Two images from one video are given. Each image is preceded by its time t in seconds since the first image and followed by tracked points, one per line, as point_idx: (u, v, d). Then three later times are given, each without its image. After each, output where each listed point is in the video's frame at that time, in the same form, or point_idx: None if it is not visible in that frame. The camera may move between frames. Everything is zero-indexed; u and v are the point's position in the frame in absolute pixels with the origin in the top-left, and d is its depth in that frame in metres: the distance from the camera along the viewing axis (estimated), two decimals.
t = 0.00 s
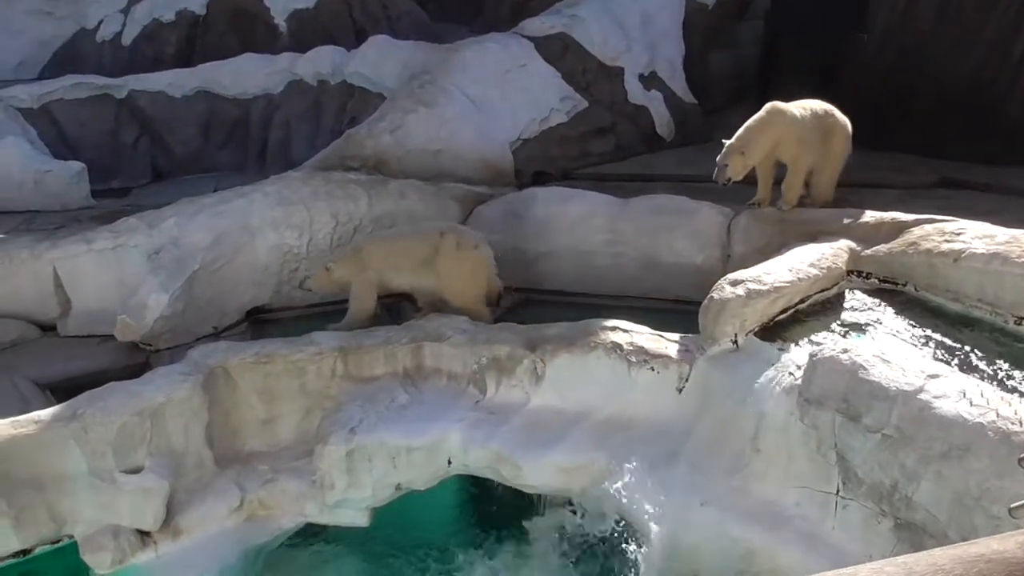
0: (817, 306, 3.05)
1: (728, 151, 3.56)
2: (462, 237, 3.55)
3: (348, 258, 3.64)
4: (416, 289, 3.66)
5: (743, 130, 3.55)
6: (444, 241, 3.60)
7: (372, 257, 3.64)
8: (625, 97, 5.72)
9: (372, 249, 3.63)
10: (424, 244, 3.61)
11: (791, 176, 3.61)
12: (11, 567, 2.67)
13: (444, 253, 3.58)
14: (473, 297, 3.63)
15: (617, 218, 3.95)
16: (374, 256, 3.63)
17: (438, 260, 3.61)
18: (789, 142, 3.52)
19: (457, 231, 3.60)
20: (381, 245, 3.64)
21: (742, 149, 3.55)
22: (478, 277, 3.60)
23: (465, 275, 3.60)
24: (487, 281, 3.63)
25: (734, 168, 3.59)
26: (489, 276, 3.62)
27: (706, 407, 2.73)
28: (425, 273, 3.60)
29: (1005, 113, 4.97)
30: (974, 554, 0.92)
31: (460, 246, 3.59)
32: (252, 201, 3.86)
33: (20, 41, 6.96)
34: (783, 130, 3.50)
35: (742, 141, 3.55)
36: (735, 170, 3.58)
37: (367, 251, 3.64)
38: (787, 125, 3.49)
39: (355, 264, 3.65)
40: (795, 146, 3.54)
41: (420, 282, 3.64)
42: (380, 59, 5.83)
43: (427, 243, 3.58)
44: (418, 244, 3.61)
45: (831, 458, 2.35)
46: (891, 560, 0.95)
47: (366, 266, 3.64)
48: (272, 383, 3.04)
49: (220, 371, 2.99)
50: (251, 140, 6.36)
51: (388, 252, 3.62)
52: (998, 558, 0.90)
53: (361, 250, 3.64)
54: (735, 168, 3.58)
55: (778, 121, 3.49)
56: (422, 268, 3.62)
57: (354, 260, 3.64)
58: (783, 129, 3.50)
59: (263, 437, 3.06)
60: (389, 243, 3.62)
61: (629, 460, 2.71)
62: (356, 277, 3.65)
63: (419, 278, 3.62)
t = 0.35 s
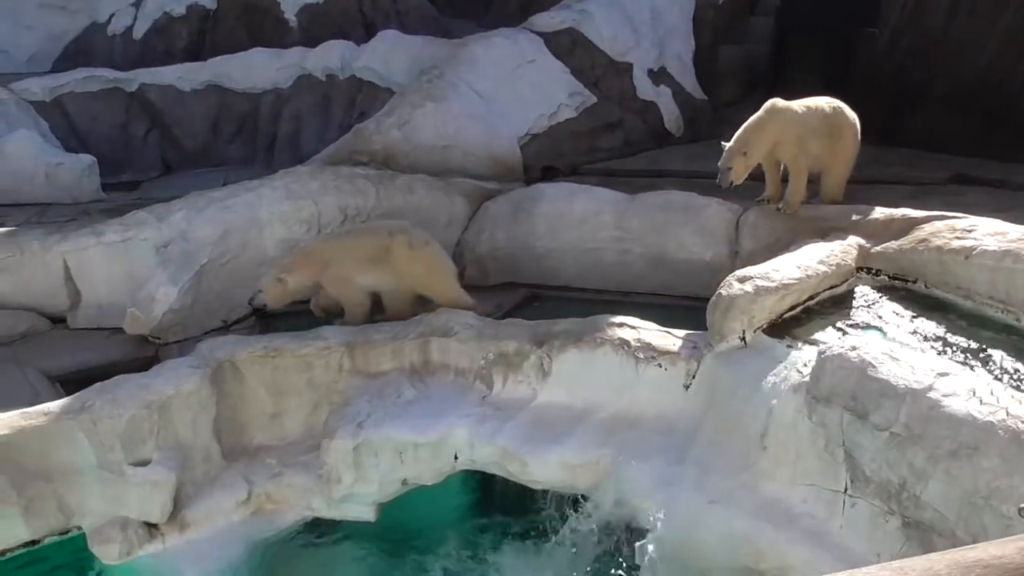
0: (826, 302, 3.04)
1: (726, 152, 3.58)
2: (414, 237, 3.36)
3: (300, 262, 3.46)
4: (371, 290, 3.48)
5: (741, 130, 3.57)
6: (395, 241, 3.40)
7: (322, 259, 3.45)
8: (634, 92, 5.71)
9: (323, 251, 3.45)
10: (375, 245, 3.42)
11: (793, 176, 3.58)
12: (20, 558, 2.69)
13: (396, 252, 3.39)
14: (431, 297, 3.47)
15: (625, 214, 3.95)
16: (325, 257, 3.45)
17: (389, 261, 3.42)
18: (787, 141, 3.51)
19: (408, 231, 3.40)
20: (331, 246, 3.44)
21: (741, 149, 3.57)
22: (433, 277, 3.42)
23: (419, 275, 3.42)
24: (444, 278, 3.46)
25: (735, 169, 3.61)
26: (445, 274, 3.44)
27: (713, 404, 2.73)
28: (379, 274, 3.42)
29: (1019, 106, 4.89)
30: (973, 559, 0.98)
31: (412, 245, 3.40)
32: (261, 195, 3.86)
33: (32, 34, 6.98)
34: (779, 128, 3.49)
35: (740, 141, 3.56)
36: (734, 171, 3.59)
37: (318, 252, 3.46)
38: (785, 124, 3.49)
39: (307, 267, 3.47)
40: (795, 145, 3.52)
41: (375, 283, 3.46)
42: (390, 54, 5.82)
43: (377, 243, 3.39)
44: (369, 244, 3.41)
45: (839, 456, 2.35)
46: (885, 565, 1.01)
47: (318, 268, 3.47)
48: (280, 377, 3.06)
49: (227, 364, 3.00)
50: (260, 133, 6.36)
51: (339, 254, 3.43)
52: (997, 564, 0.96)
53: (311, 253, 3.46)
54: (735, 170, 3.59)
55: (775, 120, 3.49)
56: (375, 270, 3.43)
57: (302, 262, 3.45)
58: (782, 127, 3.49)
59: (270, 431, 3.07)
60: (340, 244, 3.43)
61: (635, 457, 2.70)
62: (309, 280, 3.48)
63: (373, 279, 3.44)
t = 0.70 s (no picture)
0: (834, 303, 3.02)
1: (747, 133, 3.34)
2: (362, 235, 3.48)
3: (246, 265, 3.41)
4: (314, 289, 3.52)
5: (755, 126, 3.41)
6: (341, 238, 3.49)
7: (268, 261, 3.42)
8: (644, 90, 5.70)
9: (270, 252, 3.41)
10: (321, 243, 3.46)
11: (803, 176, 3.55)
12: (29, 548, 2.71)
13: (342, 249, 3.48)
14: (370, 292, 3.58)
15: (635, 212, 3.94)
16: (271, 258, 3.42)
17: (335, 259, 3.49)
18: (800, 141, 3.46)
19: (353, 228, 3.51)
20: (277, 247, 3.42)
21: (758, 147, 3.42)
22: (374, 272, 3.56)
23: (363, 270, 3.53)
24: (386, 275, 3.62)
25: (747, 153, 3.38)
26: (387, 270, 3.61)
27: (720, 403, 2.72)
28: (325, 271, 3.47)
29: None
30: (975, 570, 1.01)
31: (356, 241, 3.51)
32: (271, 189, 3.87)
33: (45, 26, 7.00)
34: (794, 128, 3.43)
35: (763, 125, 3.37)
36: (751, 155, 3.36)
37: (264, 254, 3.43)
38: (800, 122, 3.43)
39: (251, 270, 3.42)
40: (806, 145, 3.48)
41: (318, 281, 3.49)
42: (401, 49, 5.81)
43: (325, 240, 3.44)
44: (315, 242, 3.45)
45: (846, 457, 2.34)
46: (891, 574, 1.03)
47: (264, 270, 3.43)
48: (287, 371, 3.06)
49: (235, 358, 3.01)
50: (271, 127, 6.38)
51: (287, 254, 3.42)
52: None
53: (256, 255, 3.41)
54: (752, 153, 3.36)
55: (791, 117, 3.43)
56: (321, 268, 3.48)
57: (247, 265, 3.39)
58: (796, 126, 3.44)
59: (278, 425, 3.08)
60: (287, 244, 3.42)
61: (640, 456, 2.70)
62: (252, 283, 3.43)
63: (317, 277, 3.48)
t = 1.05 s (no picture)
0: (852, 304, 3.00)
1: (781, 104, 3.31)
2: (326, 238, 3.39)
3: (201, 264, 3.30)
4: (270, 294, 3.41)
5: (783, 118, 3.33)
6: (304, 242, 3.39)
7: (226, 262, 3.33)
8: (661, 88, 5.67)
9: (228, 253, 3.33)
10: (284, 246, 3.37)
11: (821, 174, 3.49)
12: (42, 538, 2.74)
13: (305, 253, 3.38)
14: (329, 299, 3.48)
15: (650, 210, 3.93)
16: (227, 260, 3.33)
17: (297, 263, 3.39)
18: (820, 141, 3.40)
19: (317, 231, 3.42)
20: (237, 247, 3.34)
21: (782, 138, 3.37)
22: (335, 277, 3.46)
23: (324, 276, 3.43)
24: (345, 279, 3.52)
25: (774, 121, 3.35)
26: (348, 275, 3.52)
27: (735, 402, 2.69)
28: (285, 276, 3.37)
29: None
30: None
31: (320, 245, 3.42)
32: (287, 184, 3.89)
33: (66, 22, 7.04)
34: (817, 127, 3.37)
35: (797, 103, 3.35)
36: (777, 127, 3.34)
37: (222, 255, 3.33)
38: (824, 119, 3.37)
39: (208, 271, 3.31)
40: (826, 144, 3.42)
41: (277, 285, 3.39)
42: (417, 46, 5.82)
43: (288, 243, 3.35)
44: (276, 245, 3.36)
45: (863, 460, 2.33)
46: None
47: (221, 272, 3.33)
48: (301, 365, 3.07)
49: (249, 352, 3.02)
50: (288, 122, 6.40)
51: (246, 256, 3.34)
52: None
53: (211, 256, 3.31)
54: (778, 126, 3.34)
55: (817, 112, 3.37)
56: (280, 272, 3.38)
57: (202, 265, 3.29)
58: (820, 123, 3.38)
59: (291, 419, 3.10)
60: (246, 246, 3.33)
61: (654, 454, 2.69)
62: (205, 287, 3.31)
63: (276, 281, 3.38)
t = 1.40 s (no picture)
0: (872, 311, 2.97)
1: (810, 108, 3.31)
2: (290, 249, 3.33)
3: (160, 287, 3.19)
4: (238, 313, 3.33)
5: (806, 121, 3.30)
6: (265, 255, 3.32)
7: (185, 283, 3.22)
8: (678, 95, 5.66)
9: (186, 273, 3.22)
10: (246, 262, 3.29)
11: (839, 182, 3.47)
12: (60, 544, 2.75)
13: (266, 265, 3.32)
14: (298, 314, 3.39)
15: (668, 217, 3.91)
16: (187, 281, 3.23)
17: (262, 277, 3.33)
18: (842, 147, 3.36)
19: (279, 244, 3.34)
20: (196, 268, 3.23)
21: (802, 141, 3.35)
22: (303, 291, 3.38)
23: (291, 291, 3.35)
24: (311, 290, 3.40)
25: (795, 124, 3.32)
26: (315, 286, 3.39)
27: (755, 411, 2.67)
28: (249, 291, 3.31)
29: None
30: None
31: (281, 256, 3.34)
32: (305, 191, 3.92)
33: (89, 33, 7.13)
34: (840, 133, 3.34)
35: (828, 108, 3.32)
36: (803, 131, 3.35)
37: (180, 277, 3.22)
38: (846, 126, 3.35)
39: (169, 294, 3.21)
40: (848, 151, 3.39)
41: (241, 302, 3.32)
42: (434, 54, 5.84)
43: (250, 257, 3.28)
44: (235, 261, 3.27)
45: (884, 470, 2.28)
46: None
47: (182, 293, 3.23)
48: (318, 372, 3.08)
49: (267, 358, 3.03)
50: (306, 129, 6.43)
51: (206, 275, 3.25)
52: None
53: (170, 278, 3.20)
54: (804, 129, 3.34)
55: (840, 120, 3.33)
56: (244, 288, 3.31)
57: (162, 289, 3.19)
58: (842, 131, 3.34)
59: (308, 426, 3.10)
60: (205, 263, 3.24)
61: (671, 464, 2.66)
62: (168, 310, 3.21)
63: (240, 298, 3.31)
